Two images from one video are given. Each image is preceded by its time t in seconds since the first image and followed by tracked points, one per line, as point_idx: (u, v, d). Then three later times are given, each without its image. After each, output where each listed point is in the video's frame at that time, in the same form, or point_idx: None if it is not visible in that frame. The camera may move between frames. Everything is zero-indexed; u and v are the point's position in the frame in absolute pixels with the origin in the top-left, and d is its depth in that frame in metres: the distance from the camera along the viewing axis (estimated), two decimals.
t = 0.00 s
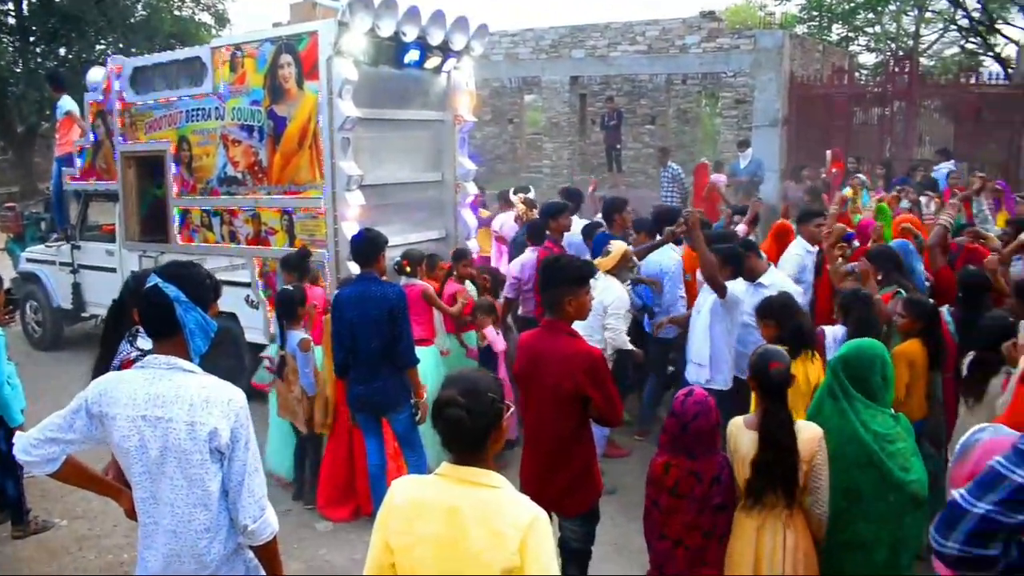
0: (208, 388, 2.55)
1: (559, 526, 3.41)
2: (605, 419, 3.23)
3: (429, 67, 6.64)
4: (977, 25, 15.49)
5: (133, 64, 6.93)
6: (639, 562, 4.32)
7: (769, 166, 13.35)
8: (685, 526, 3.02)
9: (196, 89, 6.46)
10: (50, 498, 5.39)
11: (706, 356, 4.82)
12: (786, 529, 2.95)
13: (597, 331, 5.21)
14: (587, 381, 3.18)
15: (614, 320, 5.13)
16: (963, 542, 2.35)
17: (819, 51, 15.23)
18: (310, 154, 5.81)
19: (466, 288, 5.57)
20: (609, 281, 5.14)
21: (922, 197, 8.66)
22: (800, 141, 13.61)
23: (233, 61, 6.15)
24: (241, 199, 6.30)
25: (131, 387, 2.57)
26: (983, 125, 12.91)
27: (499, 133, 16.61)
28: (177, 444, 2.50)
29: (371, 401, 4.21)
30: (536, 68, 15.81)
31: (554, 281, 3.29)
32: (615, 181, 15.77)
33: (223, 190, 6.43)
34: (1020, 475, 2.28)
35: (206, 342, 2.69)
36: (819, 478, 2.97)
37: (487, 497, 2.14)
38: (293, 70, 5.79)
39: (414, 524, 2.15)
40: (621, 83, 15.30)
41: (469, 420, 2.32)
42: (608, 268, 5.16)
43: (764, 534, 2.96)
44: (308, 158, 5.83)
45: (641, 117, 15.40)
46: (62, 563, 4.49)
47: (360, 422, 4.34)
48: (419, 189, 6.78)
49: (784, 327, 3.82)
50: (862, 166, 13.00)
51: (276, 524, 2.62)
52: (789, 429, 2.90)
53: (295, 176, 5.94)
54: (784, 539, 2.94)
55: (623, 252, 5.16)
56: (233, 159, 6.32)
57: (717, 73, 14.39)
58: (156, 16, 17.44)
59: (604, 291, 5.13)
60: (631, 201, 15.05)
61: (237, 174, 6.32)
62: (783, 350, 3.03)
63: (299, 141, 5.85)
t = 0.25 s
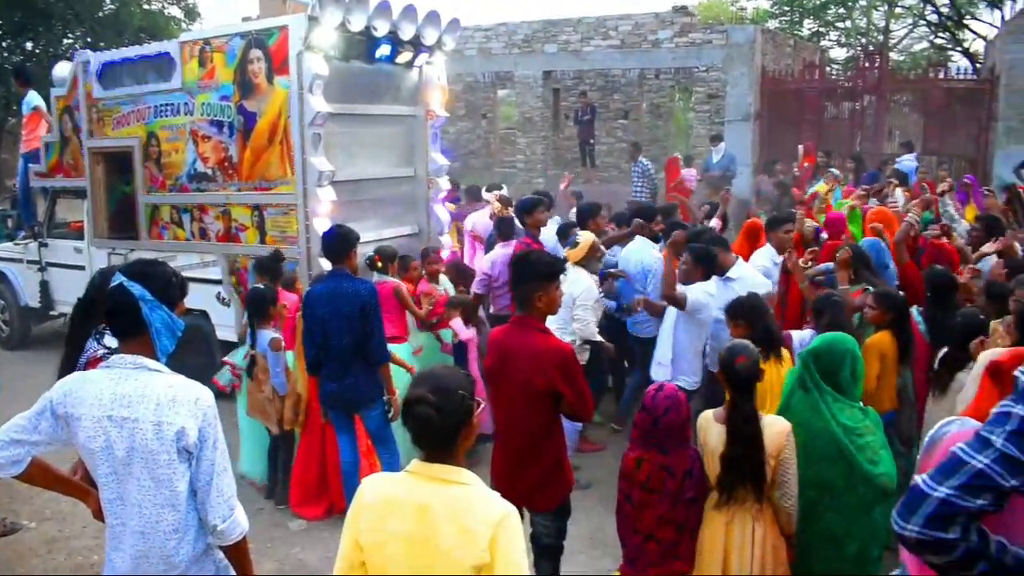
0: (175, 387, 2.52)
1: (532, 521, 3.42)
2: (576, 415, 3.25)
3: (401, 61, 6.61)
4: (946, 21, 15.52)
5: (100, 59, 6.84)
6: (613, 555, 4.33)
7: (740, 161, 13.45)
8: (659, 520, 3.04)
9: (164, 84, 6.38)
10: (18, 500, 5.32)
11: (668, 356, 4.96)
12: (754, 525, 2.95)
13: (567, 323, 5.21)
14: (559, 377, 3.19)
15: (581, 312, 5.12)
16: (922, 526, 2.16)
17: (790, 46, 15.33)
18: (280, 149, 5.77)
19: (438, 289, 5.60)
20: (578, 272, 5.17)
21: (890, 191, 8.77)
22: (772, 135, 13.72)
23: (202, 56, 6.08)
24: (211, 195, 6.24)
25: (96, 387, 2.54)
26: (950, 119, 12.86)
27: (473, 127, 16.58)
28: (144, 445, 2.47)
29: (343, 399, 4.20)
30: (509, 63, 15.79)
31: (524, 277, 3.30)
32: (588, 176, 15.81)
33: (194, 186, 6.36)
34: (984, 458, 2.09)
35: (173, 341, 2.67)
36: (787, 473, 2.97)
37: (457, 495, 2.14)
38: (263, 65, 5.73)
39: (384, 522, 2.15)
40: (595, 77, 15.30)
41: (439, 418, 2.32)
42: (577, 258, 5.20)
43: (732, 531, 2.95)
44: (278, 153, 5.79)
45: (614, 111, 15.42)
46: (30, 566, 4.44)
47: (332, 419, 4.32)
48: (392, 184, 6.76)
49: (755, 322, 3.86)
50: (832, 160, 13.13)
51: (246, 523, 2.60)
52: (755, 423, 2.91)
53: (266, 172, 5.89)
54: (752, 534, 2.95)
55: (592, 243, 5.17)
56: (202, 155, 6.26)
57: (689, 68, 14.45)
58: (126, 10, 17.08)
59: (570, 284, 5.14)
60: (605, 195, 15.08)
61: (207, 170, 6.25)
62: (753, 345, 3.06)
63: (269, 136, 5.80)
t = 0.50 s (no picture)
0: (140, 390, 2.49)
1: (504, 520, 3.43)
2: (546, 413, 3.26)
3: (372, 59, 6.59)
4: (915, 18, 15.47)
5: (66, 56, 6.74)
6: (585, 553, 4.35)
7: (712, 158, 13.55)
8: (630, 518, 3.06)
9: (131, 81, 6.30)
10: None
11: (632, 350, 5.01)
12: (723, 521, 3.01)
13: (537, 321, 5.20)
14: (528, 376, 3.20)
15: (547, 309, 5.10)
16: (885, 516, 2.15)
17: (760, 44, 15.43)
18: (250, 148, 5.72)
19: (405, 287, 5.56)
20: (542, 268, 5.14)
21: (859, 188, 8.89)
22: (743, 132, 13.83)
23: (170, 53, 6.01)
24: (181, 194, 6.18)
25: (60, 391, 2.51)
26: (919, 118, 13.00)
27: (446, 124, 16.53)
28: (109, 449, 2.45)
29: (314, 399, 4.18)
30: (481, 60, 15.75)
31: (494, 276, 3.30)
32: (561, 173, 15.83)
33: (162, 185, 6.29)
34: (948, 449, 2.04)
35: (138, 344, 2.64)
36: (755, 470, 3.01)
37: (425, 496, 2.13)
38: (232, 62, 5.68)
39: (352, 525, 2.15)
40: (567, 75, 15.36)
41: (409, 421, 2.32)
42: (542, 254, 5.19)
43: (701, 528, 3.02)
44: (248, 152, 5.74)
45: (587, 109, 15.53)
46: None
47: (304, 420, 4.31)
48: (363, 182, 6.73)
49: (727, 318, 3.89)
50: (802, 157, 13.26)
51: (214, 527, 2.58)
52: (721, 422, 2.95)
53: (235, 170, 5.84)
54: (721, 530, 3.00)
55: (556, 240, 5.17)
56: (171, 153, 6.19)
57: (661, 65, 14.51)
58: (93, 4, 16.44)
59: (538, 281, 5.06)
60: (578, 192, 15.09)
61: (175, 169, 6.19)
62: (721, 343, 3.08)
63: (238, 135, 5.76)
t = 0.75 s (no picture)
0: (108, 396, 2.47)
1: (479, 520, 3.43)
2: (519, 412, 3.27)
3: (343, 59, 6.57)
4: (885, 15, 15.87)
5: (33, 57, 6.65)
6: (561, 551, 4.37)
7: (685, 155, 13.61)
8: (604, 515, 3.08)
9: (100, 83, 6.23)
10: None
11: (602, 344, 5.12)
12: (695, 517, 3.04)
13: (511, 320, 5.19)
14: (501, 376, 3.21)
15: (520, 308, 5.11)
16: (855, 509, 1.89)
17: (733, 40, 15.51)
18: (221, 149, 5.68)
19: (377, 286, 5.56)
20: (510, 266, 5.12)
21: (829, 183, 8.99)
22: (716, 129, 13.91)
23: (138, 54, 5.94)
24: (151, 196, 6.12)
25: (28, 399, 2.49)
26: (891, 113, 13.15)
27: (420, 123, 16.48)
28: (77, 456, 2.42)
29: (288, 402, 4.16)
30: (455, 58, 15.72)
31: (465, 275, 3.30)
32: (536, 171, 15.85)
33: (132, 187, 6.23)
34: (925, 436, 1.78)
35: (106, 349, 2.62)
36: (726, 466, 3.03)
37: (398, 499, 2.13)
38: (202, 63, 5.63)
39: (324, 529, 2.14)
40: (541, 73, 15.59)
41: (382, 424, 2.31)
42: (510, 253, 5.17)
43: (674, 524, 3.05)
44: (219, 153, 5.70)
45: (561, 106, 15.74)
46: None
47: (278, 422, 4.29)
48: (336, 182, 6.71)
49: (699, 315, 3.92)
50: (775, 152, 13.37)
51: (186, 533, 2.56)
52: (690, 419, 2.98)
53: (206, 172, 5.80)
54: (693, 526, 3.04)
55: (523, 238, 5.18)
56: (141, 155, 6.13)
57: (634, 63, 14.55)
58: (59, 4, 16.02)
59: (507, 282, 5.01)
60: (553, 190, 15.10)
61: (146, 171, 6.13)
62: (692, 342, 3.11)
63: (209, 136, 5.71)
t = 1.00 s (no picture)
0: (74, 401, 2.44)
1: (451, 521, 3.44)
2: (490, 413, 3.28)
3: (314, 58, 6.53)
4: (854, 15, 16.11)
5: None
6: (535, 551, 4.38)
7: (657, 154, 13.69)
8: (574, 515, 3.09)
9: (66, 82, 6.15)
10: None
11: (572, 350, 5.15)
12: (665, 516, 3.07)
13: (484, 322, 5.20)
14: (471, 377, 3.21)
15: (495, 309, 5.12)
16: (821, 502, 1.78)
17: (704, 40, 15.61)
18: (190, 149, 5.63)
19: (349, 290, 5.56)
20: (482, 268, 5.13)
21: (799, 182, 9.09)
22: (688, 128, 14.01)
23: (105, 53, 5.87)
24: (119, 197, 6.05)
25: None
26: (861, 111, 13.35)
27: (393, 122, 16.42)
28: (42, 462, 2.39)
29: (259, 404, 4.14)
30: (427, 57, 15.68)
31: (434, 277, 3.31)
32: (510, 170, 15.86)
33: (100, 188, 6.15)
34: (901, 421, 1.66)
35: (71, 354, 2.60)
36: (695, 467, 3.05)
37: (368, 503, 2.13)
38: (170, 62, 5.57)
39: (293, 533, 2.13)
40: (514, 72, 15.41)
41: (353, 428, 2.31)
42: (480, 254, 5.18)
43: (645, 522, 3.09)
44: (188, 153, 5.65)
45: (533, 106, 15.55)
46: None
47: (249, 425, 4.26)
48: (308, 183, 6.68)
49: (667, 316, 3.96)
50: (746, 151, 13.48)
51: (154, 539, 2.54)
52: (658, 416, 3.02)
53: (175, 172, 5.74)
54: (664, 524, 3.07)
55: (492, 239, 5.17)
56: (108, 155, 6.06)
57: (607, 62, 14.58)
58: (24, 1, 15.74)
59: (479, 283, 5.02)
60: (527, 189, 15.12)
61: (114, 171, 6.05)
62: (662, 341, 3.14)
63: (178, 136, 5.66)
